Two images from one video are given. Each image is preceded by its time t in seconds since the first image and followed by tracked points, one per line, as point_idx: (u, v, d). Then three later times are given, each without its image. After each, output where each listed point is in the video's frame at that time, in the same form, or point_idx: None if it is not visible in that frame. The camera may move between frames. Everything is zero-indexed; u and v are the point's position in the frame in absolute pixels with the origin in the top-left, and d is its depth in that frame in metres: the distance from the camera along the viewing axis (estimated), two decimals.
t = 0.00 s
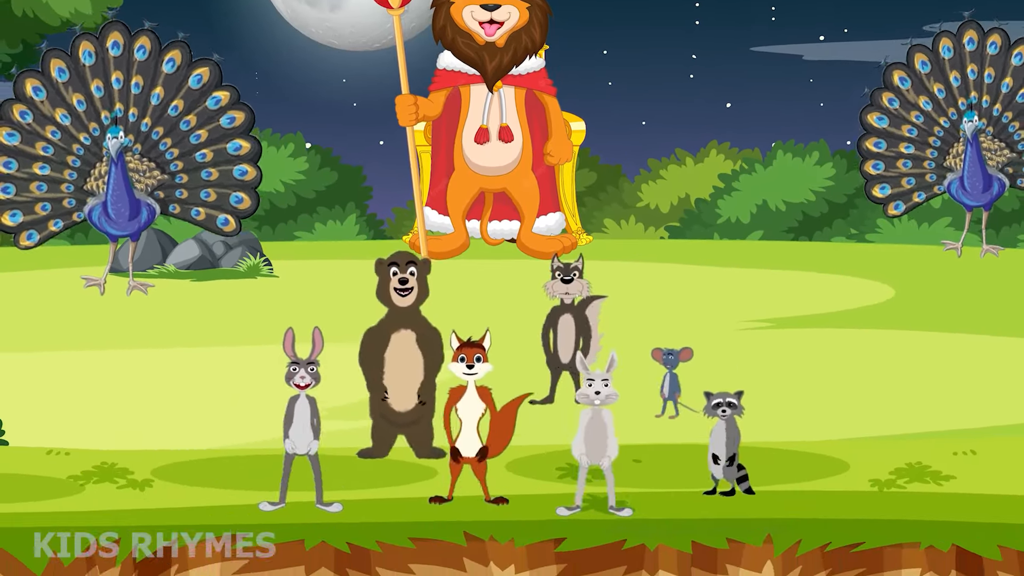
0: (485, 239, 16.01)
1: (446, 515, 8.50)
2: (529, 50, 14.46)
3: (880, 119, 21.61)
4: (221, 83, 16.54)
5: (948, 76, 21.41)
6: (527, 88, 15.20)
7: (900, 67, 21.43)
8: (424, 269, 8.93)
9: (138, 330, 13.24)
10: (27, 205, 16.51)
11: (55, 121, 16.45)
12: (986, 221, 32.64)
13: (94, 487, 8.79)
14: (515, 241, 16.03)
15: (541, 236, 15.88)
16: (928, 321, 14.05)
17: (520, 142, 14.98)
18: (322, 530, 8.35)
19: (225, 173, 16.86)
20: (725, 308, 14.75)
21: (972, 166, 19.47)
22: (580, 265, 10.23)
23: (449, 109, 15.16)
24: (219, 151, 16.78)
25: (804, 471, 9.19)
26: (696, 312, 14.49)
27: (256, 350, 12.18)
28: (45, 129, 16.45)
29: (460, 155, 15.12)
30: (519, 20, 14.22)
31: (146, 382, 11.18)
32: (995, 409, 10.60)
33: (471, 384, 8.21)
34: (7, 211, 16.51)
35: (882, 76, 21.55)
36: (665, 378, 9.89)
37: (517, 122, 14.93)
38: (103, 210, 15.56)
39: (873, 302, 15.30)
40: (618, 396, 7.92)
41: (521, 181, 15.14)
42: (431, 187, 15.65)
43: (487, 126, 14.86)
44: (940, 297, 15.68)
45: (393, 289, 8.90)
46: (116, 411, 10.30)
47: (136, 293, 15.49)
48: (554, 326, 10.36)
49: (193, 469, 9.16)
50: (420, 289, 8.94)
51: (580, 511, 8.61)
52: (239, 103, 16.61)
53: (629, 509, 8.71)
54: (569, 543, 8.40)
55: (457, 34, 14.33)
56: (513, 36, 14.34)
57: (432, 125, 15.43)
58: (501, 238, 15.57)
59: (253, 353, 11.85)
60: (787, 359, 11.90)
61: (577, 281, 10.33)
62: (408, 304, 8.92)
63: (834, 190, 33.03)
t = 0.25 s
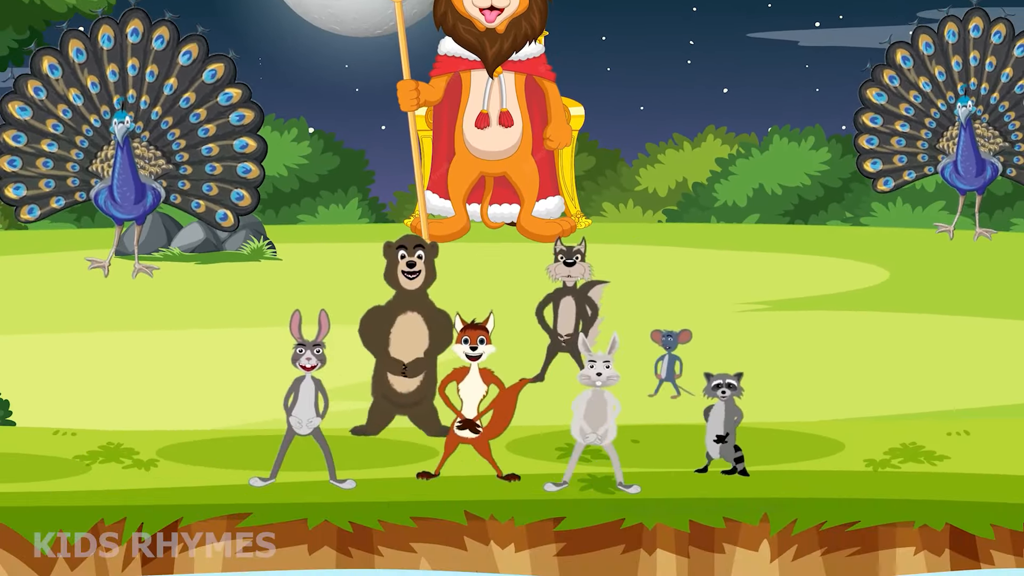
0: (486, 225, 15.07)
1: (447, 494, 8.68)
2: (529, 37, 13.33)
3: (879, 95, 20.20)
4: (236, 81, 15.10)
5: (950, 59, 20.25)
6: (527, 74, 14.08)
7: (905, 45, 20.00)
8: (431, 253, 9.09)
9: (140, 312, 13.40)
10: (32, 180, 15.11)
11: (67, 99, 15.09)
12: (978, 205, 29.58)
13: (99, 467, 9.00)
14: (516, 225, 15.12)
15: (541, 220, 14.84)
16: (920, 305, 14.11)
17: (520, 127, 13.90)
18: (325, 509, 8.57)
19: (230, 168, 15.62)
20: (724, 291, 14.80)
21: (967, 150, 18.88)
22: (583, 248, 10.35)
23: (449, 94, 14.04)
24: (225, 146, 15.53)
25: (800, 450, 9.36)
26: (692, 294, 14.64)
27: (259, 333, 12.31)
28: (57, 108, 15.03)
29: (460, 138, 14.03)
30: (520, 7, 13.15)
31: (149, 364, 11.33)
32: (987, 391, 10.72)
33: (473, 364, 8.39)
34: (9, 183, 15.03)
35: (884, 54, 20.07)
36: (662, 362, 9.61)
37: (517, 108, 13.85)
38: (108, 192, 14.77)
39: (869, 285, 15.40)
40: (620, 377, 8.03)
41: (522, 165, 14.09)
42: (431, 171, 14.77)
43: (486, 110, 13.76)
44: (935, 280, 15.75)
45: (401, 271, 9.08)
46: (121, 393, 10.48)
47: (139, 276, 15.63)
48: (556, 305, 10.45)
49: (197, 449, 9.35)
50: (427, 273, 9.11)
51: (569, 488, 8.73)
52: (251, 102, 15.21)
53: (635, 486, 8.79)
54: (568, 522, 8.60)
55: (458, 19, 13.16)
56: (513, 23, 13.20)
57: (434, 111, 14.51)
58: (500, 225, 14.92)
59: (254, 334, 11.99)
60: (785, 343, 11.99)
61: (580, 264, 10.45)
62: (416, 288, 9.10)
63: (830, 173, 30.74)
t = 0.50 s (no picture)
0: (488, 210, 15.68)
1: (450, 475, 8.86)
2: (529, 21, 14.27)
3: (875, 78, 21.14)
4: (241, 69, 15.96)
5: (945, 45, 21.10)
6: (526, 60, 14.96)
7: (902, 30, 21.06)
8: (420, 236, 9.36)
9: (146, 292, 13.62)
10: (38, 161, 15.44)
11: (75, 83, 15.37)
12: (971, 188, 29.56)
13: (105, 447, 9.21)
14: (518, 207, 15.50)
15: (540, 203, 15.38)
16: (911, 287, 14.35)
17: (520, 112, 14.67)
18: (328, 488, 8.74)
19: (233, 156, 16.47)
20: (722, 274, 15.00)
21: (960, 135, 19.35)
22: (574, 231, 10.52)
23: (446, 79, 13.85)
24: (230, 134, 16.41)
25: (794, 431, 9.56)
26: (690, 277, 14.85)
27: (262, 314, 12.52)
28: (64, 91, 15.27)
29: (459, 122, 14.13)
30: None
31: (153, 345, 11.53)
32: (975, 372, 10.94)
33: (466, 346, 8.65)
34: (15, 163, 15.31)
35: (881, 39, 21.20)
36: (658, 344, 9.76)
37: (517, 94, 14.67)
38: (114, 176, 15.27)
39: (863, 267, 15.63)
40: (610, 358, 8.23)
41: (522, 149, 14.80)
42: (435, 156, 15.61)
43: (487, 95, 14.60)
44: (928, 262, 15.98)
45: (391, 255, 9.33)
46: (126, 374, 10.69)
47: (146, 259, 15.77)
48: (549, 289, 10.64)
49: (201, 430, 9.55)
50: (417, 255, 9.34)
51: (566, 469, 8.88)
52: (254, 90, 16.08)
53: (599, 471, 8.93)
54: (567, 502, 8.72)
55: (458, 5, 14.01)
56: (512, 9, 14.10)
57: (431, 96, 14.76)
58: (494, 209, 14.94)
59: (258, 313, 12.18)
60: (780, 327, 12.19)
61: (571, 246, 10.63)
62: (406, 270, 9.33)
63: (826, 157, 30.41)
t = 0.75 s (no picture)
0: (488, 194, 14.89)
1: (451, 454, 8.99)
2: (529, 9, 13.13)
3: (871, 61, 20.30)
4: (247, 56, 15.44)
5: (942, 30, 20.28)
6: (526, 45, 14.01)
7: (897, 14, 20.25)
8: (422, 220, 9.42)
9: (152, 274, 13.78)
10: (44, 143, 15.29)
11: (83, 68, 15.42)
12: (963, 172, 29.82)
13: (111, 427, 9.38)
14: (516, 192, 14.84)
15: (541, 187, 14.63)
16: (905, 269, 14.49)
17: (521, 97, 13.71)
18: (331, 467, 8.87)
19: (237, 142, 15.93)
20: (722, 258, 15.15)
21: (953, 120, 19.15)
22: (572, 214, 10.67)
23: (454, 65, 14.20)
24: (234, 121, 15.86)
25: (789, 411, 9.73)
26: (687, 260, 15.01)
27: (266, 296, 12.68)
28: (72, 75, 15.34)
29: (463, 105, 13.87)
30: None
31: (158, 326, 11.68)
32: (967, 353, 11.09)
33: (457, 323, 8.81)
34: (22, 145, 15.16)
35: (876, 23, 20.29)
36: (653, 324, 9.75)
37: (517, 78, 13.70)
38: (120, 160, 15.13)
39: (858, 250, 15.78)
40: (600, 338, 8.37)
41: (522, 134, 13.85)
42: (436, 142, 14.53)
43: (487, 80, 13.61)
44: (923, 245, 16.12)
45: (392, 235, 9.39)
46: (131, 355, 10.86)
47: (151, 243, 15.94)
48: (542, 268, 10.85)
49: (206, 410, 9.71)
50: (416, 238, 9.41)
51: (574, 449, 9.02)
52: (261, 79, 15.56)
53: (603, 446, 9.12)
54: (567, 480, 8.86)
55: None
56: None
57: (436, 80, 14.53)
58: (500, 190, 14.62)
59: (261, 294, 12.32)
60: (775, 311, 12.36)
61: (568, 229, 10.79)
62: (403, 251, 9.40)
63: (821, 142, 30.61)
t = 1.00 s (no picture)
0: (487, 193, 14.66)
1: (452, 451, 9.12)
2: (529, 12, 13.09)
3: (861, 72, 20.43)
4: (242, 47, 15.50)
5: (926, 35, 20.41)
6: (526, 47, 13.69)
7: (884, 24, 20.24)
8: (414, 224, 9.49)
9: (156, 273, 13.94)
10: (53, 153, 15.27)
11: (84, 75, 15.28)
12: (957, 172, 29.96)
13: (117, 423, 9.54)
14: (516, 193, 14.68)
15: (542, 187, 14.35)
16: (899, 268, 14.64)
17: (521, 98, 13.51)
18: (333, 463, 9.01)
19: (242, 133, 16.12)
20: (719, 257, 15.31)
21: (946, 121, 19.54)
22: (563, 219, 10.76)
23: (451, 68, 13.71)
24: (237, 112, 15.99)
25: (785, 408, 9.88)
26: (685, 260, 15.15)
27: (269, 295, 12.84)
28: (73, 83, 15.20)
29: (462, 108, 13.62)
30: None
31: (166, 323, 11.89)
32: (960, 351, 11.23)
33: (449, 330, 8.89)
34: (32, 157, 15.12)
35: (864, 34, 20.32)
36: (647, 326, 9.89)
37: (517, 81, 13.47)
38: (125, 161, 15.34)
39: (853, 250, 15.93)
40: (591, 343, 8.46)
41: (522, 136, 13.68)
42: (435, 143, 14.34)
43: (486, 82, 13.42)
44: (918, 245, 16.27)
45: (386, 241, 9.46)
46: (137, 352, 11.03)
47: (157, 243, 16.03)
48: (535, 275, 10.81)
49: (209, 407, 9.86)
50: (410, 242, 9.48)
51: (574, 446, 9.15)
52: (259, 68, 15.56)
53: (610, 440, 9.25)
54: (566, 477, 8.99)
55: None
56: None
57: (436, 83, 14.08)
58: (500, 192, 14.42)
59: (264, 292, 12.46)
60: (771, 309, 12.53)
61: (559, 234, 10.87)
62: (399, 256, 9.48)
63: (817, 142, 30.87)
